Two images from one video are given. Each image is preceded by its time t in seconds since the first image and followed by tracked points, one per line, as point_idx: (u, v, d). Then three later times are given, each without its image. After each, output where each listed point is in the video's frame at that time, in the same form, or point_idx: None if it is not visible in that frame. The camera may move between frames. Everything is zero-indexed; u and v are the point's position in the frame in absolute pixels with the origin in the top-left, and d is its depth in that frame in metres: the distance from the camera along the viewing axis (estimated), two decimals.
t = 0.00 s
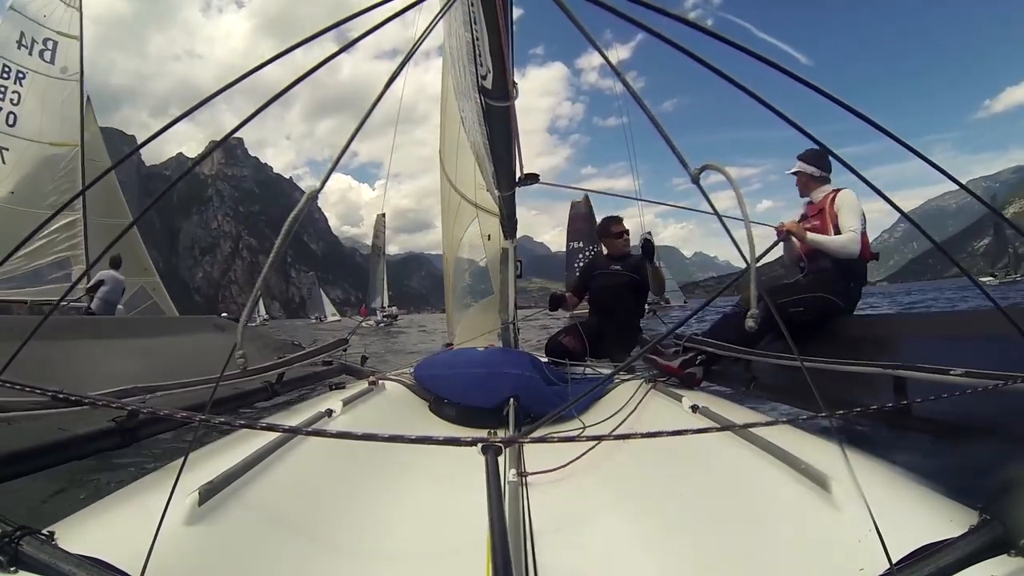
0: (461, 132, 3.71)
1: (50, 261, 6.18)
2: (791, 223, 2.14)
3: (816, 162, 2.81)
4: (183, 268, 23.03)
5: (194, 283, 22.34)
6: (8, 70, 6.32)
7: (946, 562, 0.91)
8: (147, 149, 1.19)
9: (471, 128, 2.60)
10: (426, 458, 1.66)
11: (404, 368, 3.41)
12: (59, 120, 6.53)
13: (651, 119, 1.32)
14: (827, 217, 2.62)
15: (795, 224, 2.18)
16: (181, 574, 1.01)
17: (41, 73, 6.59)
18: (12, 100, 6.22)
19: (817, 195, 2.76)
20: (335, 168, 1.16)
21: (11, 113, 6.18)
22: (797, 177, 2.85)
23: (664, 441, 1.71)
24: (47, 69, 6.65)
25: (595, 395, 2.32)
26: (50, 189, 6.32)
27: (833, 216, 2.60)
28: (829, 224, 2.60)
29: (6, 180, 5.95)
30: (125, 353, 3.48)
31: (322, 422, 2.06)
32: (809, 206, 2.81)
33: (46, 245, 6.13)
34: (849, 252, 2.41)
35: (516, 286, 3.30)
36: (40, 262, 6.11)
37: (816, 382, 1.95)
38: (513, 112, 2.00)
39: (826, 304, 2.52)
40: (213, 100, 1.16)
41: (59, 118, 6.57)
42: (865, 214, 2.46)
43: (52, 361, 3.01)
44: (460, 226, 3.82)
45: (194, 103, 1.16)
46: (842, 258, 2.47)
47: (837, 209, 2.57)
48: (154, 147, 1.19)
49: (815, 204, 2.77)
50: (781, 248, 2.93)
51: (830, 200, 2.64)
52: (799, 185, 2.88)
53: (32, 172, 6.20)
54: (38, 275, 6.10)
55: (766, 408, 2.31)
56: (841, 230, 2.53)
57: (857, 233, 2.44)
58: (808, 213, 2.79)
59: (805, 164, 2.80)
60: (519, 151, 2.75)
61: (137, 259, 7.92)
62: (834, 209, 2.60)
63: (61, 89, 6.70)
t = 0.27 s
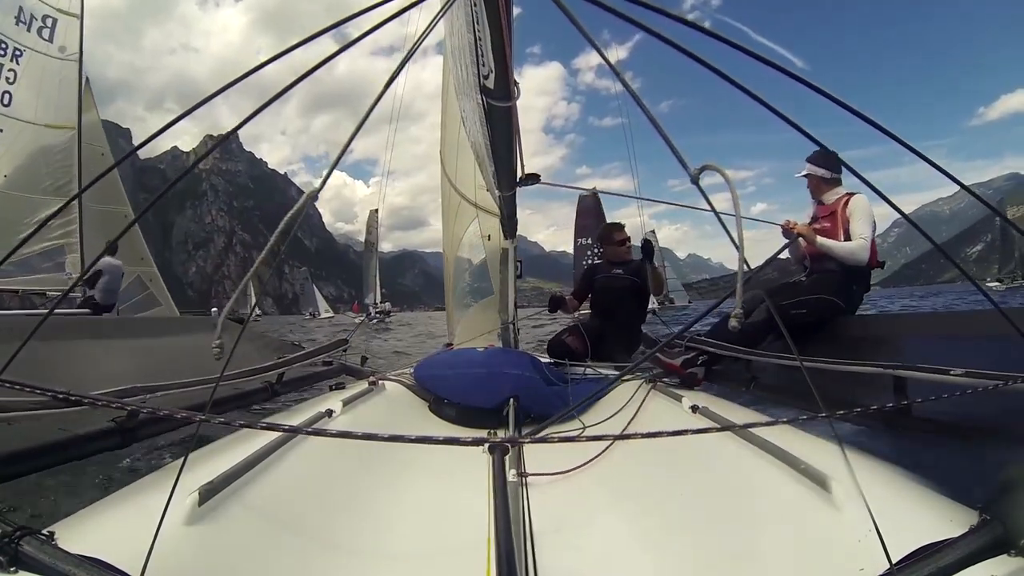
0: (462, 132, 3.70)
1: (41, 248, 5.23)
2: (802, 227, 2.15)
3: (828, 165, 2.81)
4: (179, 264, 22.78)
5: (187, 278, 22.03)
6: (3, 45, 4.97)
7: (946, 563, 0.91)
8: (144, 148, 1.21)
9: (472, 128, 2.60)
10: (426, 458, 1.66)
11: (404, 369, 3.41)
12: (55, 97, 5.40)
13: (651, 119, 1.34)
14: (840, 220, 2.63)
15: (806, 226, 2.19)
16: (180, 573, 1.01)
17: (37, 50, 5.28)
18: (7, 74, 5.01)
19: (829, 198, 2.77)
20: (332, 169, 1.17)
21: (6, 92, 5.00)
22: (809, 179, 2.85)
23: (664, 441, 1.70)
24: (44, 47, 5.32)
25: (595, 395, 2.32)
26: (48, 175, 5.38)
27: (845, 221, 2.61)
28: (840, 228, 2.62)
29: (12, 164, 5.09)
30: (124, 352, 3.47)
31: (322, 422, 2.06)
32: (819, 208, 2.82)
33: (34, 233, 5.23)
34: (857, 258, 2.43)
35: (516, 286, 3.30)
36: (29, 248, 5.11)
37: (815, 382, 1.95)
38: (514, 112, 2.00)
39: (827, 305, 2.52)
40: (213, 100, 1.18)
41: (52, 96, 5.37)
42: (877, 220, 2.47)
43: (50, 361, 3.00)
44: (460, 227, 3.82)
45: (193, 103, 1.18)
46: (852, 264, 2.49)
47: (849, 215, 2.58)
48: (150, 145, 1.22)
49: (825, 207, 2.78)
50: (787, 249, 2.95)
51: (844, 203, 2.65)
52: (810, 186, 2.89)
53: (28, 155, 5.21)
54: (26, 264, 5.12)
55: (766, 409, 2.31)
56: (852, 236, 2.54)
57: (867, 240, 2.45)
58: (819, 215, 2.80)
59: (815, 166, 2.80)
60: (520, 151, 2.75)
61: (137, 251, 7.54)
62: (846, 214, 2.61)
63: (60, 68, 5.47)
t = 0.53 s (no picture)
0: (462, 132, 3.70)
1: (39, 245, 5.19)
2: (805, 227, 2.15)
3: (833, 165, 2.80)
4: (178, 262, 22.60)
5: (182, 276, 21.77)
6: (9, 39, 5.06)
7: (947, 562, 0.91)
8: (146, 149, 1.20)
9: (472, 128, 2.60)
10: (427, 457, 1.66)
11: (404, 368, 3.41)
12: (64, 90, 5.43)
13: (651, 120, 1.33)
14: (842, 222, 2.64)
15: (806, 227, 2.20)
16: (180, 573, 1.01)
17: (43, 46, 5.32)
18: (12, 70, 5.06)
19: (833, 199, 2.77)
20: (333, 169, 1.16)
21: (8, 86, 5.00)
22: (813, 179, 2.85)
23: (665, 442, 1.71)
24: (52, 43, 5.37)
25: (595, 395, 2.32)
26: (49, 171, 5.35)
27: (847, 223, 2.62)
28: (843, 229, 2.63)
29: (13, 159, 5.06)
30: (124, 352, 3.47)
31: (322, 421, 2.06)
32: (823, 209, 2.82)
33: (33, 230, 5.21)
34: (858, 259, 2.45)
35: (516, 286, 3.30)
36: (28, 245, 5.07)
37: (816, 382, 1.95)
38: (514, 112, 2.00)
39: (827, 305, 2.52)
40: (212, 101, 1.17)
41: (56, 91, 5.36)
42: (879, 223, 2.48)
43: (51, 360, 3.01)
44: (460, 227, 3.82)
45: (194, 103, 1.17)
46: (854, 266, 2.51)
47: (852, 216, 2.59)
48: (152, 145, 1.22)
49: (828, 208, 2.79)
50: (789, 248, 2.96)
51: (846, 205, 2.66)
52: (814, 187, 2.89)
53: (29, 150, 5.18)
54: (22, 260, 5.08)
55: (767, 409, 2.31)
56: (854, 237, 2.57)
57: (870, 242, 2.48)
58: (821, 215, 2.80)
59: (822, 166, 2.80)
60: (519, 152, 2.75)
61: (137, 250, 7.53)
62: (849, 215, 2.62)
63: (65, 64, 5.45)
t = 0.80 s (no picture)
0: (462, 132, 3.70)
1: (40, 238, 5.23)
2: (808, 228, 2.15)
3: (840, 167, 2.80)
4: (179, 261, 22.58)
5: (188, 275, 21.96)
6: (10, 28, 4.93)
7: (946, 562, 0.91)
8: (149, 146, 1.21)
9: (471, 128, 2.60)
10: (426, 458, 1.66)
11: (404, 368, 3.41)
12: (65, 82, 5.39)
13: (652, 122, 1.34)
14: (845, 223, 2.64)
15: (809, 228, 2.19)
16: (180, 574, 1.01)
17: (44, 34, 5.23)
18: (13, 59, 4.97)
19: (838, 201, 2.77)
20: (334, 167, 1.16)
21: (10, 76, 4.94)
22: (819, 180, 2.85)
23: (665, 441, 1.71)
24: (54, 33, 5.30)
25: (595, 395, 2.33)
26: (51, 164, 5.36)
27: (851, 224, 2.62)
28: (846, 230, 2.63)
29: (15, 151, 5.06)
30: (124, 352, 3.47)
31: (322, 422, 2.06)
32: (827, 210, 2.82)
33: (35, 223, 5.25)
34: (860, 261, 2.45)
35: (516, 286, 3.30)
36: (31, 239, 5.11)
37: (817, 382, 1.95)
38: (514, 112, 2.00)
39: (827, 305, 2.52)
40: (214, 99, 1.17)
41: (59, 82, 5.33)
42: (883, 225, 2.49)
43: (51, 360, 3.01)
44: (460, 227, 3.82)
45: (195, 103, 1.18)
46: (856, 266, 2.51)
47: (856, 218, 2.59)
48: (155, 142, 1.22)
49: (832, 210, 2.79)
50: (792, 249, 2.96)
51: (850, 208, 2.66)
52: (819, 188, 2.89)
53: (31, 143, 5.18)
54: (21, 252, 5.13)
55: (767, 409, 2.31)
56: (856, 239, 2.57)
57: (871, 244, 2.48)
58: (825, 217, 2.80)
59: (830, 167, 2.79)
60: (519, 152, 2.75)
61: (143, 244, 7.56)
62: (853, 216, 2.62)
63: (67, 54, 5.40)
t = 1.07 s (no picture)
0: (462, 132, 3.70)
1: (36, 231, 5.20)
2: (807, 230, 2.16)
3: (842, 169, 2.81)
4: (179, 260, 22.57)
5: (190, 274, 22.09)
6: (10, 13, 4.95)
7: (947, 562, 0.91)
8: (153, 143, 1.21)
9: (471, 129, 2.60)
10: (426, 458, 1.66)
11: (404, 368, 3.41)
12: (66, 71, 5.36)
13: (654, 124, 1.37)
14: (845, 225, 2.64)
15: (809, 229, 2.20)
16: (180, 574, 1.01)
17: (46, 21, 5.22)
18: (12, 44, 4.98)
19: (838, 202, 2.77)
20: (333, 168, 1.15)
21: (9, 62, 4.94)
22: (819, 182, 2.86)
23: (665, 441, 1.71)
24: (56, 19, 5.28)
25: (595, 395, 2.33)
26: (50, 155, 5.32)
27: (851, 225, 2.62)
28: (845, 231, 2.63)
29: (14, 141, 5.05)
30: (124, 351, 3.47)
31: (322, 422, 2.06)
32: (826, 212, 2.83)
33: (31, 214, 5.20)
34: (859, 261, 2.45)
35: (516, 286, 3.30)
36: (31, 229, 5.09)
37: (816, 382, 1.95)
38: (514, 112, 1.99)
39: (827, 306, 2.52)
40: (215, 98, 1.16)
41: (60, 73, 5.29)
42: (882, 225, 2.49)
43: (51, 360, 3.01)
44: (460, 227, 3.82)
45: (195, 103, 1.17)
46: (855, 266, 2.51)
47: (855, 219, 2.59)
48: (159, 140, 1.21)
49: (832, 212, 2.79)
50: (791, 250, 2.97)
51: (850, 209, 2.66)
52: (820, 190, 2.90)
53: (30, 134, 5.16)
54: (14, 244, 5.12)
55: (766, 409, 2.31)
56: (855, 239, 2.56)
57: (871, 244, 2.47)
58: (825, 218, 2.81)
59: (831, 169, 2.80)
60: (519, 151, 2.75)
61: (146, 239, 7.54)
62: (853, 217, 2.62)
63: (68, 41, 5.38)
